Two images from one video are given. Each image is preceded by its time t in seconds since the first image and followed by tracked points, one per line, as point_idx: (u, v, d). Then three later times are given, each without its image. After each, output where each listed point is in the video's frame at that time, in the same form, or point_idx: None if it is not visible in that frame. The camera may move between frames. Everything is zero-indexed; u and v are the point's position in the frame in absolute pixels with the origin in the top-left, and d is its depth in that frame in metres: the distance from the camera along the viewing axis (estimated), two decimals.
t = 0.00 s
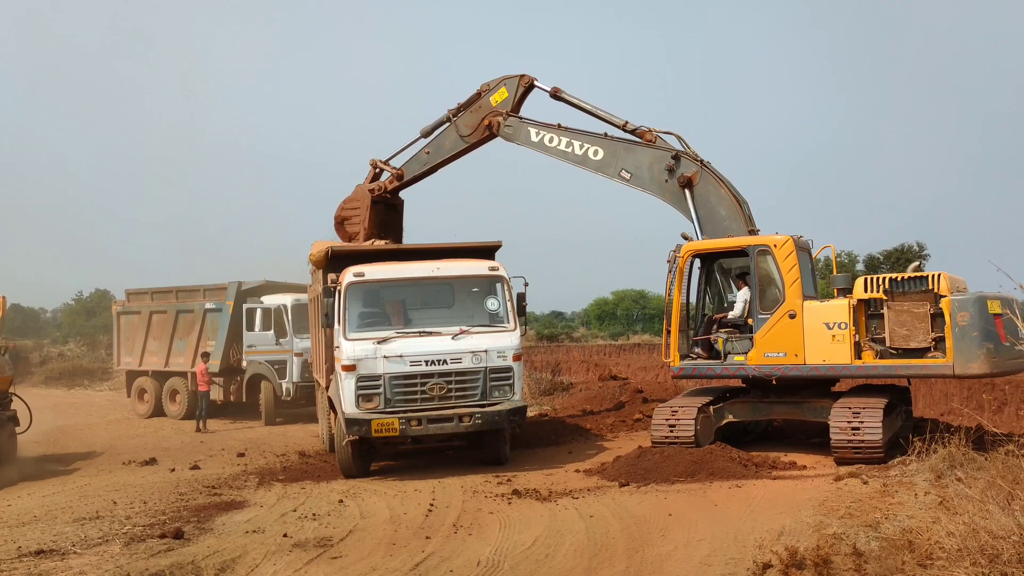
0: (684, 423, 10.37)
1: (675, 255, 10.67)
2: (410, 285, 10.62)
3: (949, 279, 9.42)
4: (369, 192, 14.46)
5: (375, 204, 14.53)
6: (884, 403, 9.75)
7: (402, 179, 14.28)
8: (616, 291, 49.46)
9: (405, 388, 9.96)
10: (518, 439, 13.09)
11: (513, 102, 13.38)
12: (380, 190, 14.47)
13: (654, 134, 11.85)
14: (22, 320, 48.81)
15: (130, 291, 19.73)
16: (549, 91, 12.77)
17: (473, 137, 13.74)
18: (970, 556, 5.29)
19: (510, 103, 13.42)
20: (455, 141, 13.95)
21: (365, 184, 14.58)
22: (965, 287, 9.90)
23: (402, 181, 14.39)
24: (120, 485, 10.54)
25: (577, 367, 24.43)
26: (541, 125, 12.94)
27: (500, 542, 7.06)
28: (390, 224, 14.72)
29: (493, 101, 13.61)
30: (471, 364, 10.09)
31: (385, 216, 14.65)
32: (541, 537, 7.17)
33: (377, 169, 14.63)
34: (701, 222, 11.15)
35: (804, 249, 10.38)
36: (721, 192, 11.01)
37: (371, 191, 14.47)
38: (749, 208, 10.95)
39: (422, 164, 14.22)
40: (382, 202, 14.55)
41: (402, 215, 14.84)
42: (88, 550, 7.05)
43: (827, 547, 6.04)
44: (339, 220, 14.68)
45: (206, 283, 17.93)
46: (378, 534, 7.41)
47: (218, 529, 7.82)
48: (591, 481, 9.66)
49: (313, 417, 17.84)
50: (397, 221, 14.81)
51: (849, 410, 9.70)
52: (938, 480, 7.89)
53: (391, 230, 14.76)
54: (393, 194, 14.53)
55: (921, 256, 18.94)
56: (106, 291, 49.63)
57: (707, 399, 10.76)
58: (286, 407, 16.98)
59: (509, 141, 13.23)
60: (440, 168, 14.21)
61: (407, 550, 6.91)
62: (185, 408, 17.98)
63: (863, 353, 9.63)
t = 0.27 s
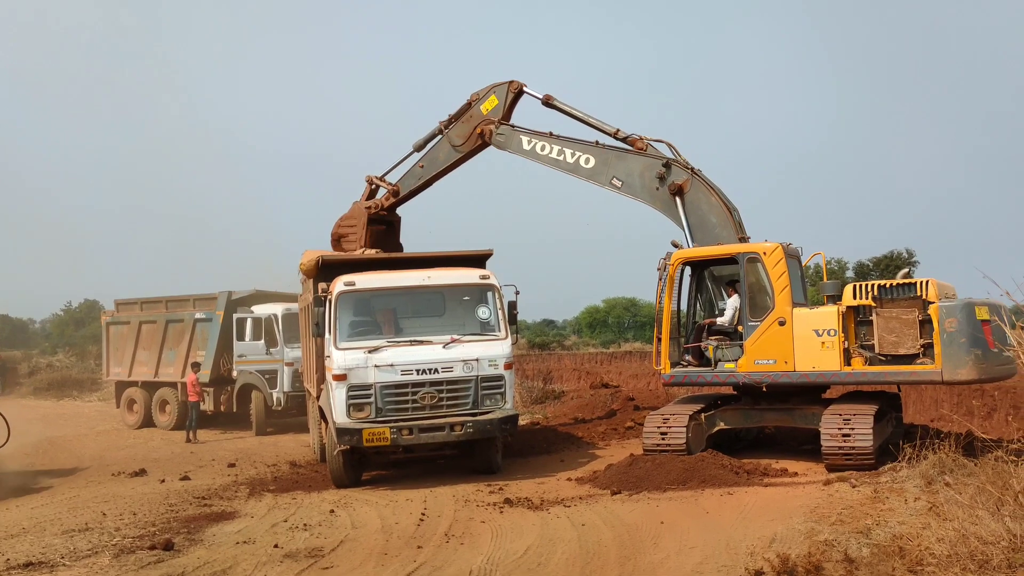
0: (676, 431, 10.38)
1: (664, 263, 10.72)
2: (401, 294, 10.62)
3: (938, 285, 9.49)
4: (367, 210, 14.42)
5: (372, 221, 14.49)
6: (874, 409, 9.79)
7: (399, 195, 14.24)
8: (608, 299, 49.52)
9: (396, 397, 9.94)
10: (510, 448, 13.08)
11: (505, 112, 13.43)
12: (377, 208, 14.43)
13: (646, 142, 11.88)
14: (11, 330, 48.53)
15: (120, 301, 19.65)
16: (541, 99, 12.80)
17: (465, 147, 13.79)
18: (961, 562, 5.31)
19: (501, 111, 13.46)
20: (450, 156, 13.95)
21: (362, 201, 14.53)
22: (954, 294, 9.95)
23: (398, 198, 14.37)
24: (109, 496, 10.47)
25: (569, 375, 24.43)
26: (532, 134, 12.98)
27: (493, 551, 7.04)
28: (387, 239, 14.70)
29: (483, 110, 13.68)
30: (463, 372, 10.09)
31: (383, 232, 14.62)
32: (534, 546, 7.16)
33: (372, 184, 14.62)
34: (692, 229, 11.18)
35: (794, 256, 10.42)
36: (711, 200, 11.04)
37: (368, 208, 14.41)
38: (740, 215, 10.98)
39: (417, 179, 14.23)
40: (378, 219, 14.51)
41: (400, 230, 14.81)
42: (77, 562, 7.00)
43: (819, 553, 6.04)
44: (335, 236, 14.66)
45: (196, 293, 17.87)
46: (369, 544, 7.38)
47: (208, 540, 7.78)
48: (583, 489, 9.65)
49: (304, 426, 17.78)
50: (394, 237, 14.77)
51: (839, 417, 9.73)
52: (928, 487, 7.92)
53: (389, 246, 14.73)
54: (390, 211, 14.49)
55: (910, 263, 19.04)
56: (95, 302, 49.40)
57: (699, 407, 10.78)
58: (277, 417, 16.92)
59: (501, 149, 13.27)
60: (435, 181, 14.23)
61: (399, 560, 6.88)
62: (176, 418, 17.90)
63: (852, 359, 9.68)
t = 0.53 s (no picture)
0: (672, 436, 10.39)
1: (659, 269, 10.72)
2: (397, 301, 10.62)
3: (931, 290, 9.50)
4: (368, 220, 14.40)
5: (373, 232, 14.46)
6: (869, 414, 9.80)
7: (400, 206, 14.20)
8: (603, 304, 49.55)
9: (392, 403, 9.93)
10: (506, 454, 13.07)
11: (501, 116, 13.48)
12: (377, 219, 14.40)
13: (642, 147, 11.92)
14: (6, 339, 48.38)
15: (114, 309, 19.61)
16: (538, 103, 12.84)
17: (463, 154, 13.83)
18: (956, 566, 5.31)
19: (496, 114, 13.52)
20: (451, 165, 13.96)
21: (365, 212, 14.52)
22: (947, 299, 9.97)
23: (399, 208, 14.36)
24: (104, 505, 10.44)
25: (565, 381, 24.44)
26: (530, 138, 13.01)
27: (489, 558, 7.03)
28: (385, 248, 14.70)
29: (478, 115, 13.74)
30: (458, 379, 10.08)
31: (382, 241, 14.62)
32: (530, 553, 7.15)
33: (372, 193, 14.63)
34: (687, 234, 11.21)
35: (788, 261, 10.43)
36: (707, 206, 11.06)
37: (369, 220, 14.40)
38: (735, 220, 10.99)
39: (417, 189, 14.25)
40: (379, 231, 14.48)
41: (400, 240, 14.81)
42: (72, 571, 6.97)
43: (815, 559, 6.05)
44: (333, 243, 14.68)
45: (191, 301, 17.85)
46: (365, 552, 7.36)
47: (204, 548, 7.76)
48: (580, 496, 9.65)
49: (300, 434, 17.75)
50: (393, 247, 14.77)
51: (835, 422, 9.74)
52: (923, 491, 7.93)
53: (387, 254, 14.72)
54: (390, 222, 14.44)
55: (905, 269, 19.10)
56: (89, 310, 49.30)
57: (694, 412, 10.79)
58: (273, 424, 16.89)
59: (498, 154, 13.25)
60: (434, 190, 14.25)
61: (394, 568, 6.86)
62: (171, 426, 17.86)
63: (846, 364, 9.70)
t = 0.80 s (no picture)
0: (669, 438, 10.39)
1: (655, 270, 10.72)
2: (394, 303, 10.60)
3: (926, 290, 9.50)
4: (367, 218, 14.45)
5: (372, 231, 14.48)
6: (865, 414, 9.81)
7: (400, 206, 14.23)
8: (600, 306, 49.57)
9: (389, 406, 9.92)
10: (503, 456, 13.06)
11: (500, 115, 13.49)
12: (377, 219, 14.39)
13: (640, 147, 11.92)
14: (2, 343, 48.27)
15: (111, 313, 19.58)
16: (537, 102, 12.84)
17: (462, 153, 13.84)
18: (954, 566, 5.32)
19: (496, 113, 13.52)
20: (450, 166, 13.97)
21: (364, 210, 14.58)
22: (942, 298, 10.00)
23: (398, 208, 14.36)
24: (101, 510, 10.41)
25: (562, 383, 24.45)
26: (529, 138, 13.00)
27: (487, 561, 7.03)
28: (381, 247, 14.71)
29: (477, 114, 13.76)
30: (455, 381, 10.08)
31: (379, 241, 14.64)
32: (528, 555, 7.15)
33: (373, 191, 14.64)
34: (685, 235, 11.22)
35: (784, 262, 10.45)
36: (704, 206, 11.06)
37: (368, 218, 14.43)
38: (733, 220, 11.00)
39: (417, 190, 14.27)
40: (378, 232, 14.47)
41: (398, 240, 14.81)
42: None
43: (813, 559, 6.05)
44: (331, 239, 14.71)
45: (188, 304, 17.82)
46: (363, 555, 7.35)
47: (201, 552, 7.74)
48: (577, 497, 9.64)
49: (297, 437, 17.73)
50: (390, 247, 14.77)
51: (832, 422, 9.73)
52: (920, 491, 7.94)
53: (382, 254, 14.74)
54: (390, 224, 14.40)
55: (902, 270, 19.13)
56: (86, 314, 49.22)
57: (691, 414, 10.80)
58: (270, 428, 16.87)
59: (497, 153, 13.29)
60: (434, 191, 14.27)
61: (392, 570, 6.86)
62: (168, 430, 17.83)
63: (842, 365, 9.71)
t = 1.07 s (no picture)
0: (667, 436, 10.40)
1: (653, 268, 10.73)
2: (392, 303, 10.60)
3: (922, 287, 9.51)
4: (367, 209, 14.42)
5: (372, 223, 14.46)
6: (863, 412, 9.82)
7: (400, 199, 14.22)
8: (598, 305, 49.61)
9: (387, 405, 9.92)
10: (502, 455, 13.07)
11: (501, 108, 13.46)
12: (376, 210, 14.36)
13: (641, 143, 11.91)
14: None
15: (108, 313, 19.57)
16: (539, 96, 12.84)
17: (462, 145, 13.85)
18: (951, 563, 5.33)
19: (496, 107, 13.48)
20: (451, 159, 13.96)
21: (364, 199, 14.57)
22: (939, 295, 10.02)
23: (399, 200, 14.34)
24: (99, 510, 10.40)
25: (560, 381, 24.47)
26: (530, 133, 13.00)
27: (485, 559, 7.03)
28: (379, 239, 14.71)
29: (478, 107, 13.73)
30: (454, 380, 10.08)
31: (378, 232, 14.63)
32: (526, 553, 7.16)
33: (374, 182, 14.63)
34: (684, 231, 11.22)
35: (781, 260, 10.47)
36: (704, 203, 11.06)
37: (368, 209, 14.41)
38: (733, 218, 10.99)
39: (417, 182, 14.25)
40: (378, 223, 14.45)
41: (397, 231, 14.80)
42: None
43: (811, 557, 6.06)
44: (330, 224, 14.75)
45: (185, 304, 17.81)
46: (362, 554, 7.36)
47: (200, 552, 7.74)
48: (575, 496, 9.65)
49: (296, 437, 17.73)
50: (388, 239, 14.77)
51: (830, 420, 9.74)
52: (918, 488, 7.95)
53: (380, 246, 14.73)
54: (390, 216, 14.38)
55: (899, 267, 19.16)
56: (84, 314, 49.19)
57: (690, 411, 10.81)
58: (268, 427, 16.87)
59: (498, 147, 13.28)
60: (434, 184, 14.26)
61: (391, 569, 6.86)
62: (166, 430, 17.82)
63: (839, 363, 9.72)
